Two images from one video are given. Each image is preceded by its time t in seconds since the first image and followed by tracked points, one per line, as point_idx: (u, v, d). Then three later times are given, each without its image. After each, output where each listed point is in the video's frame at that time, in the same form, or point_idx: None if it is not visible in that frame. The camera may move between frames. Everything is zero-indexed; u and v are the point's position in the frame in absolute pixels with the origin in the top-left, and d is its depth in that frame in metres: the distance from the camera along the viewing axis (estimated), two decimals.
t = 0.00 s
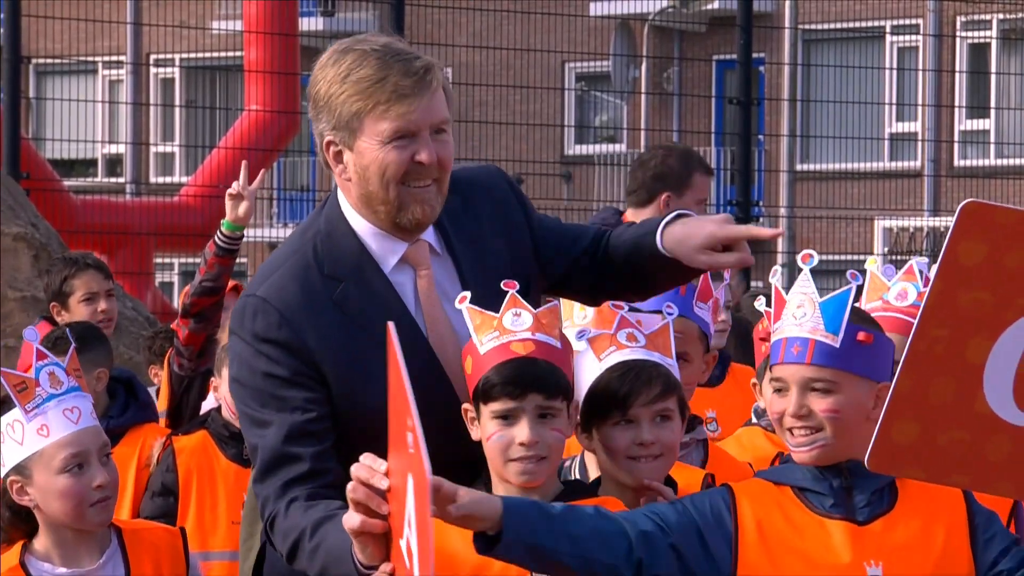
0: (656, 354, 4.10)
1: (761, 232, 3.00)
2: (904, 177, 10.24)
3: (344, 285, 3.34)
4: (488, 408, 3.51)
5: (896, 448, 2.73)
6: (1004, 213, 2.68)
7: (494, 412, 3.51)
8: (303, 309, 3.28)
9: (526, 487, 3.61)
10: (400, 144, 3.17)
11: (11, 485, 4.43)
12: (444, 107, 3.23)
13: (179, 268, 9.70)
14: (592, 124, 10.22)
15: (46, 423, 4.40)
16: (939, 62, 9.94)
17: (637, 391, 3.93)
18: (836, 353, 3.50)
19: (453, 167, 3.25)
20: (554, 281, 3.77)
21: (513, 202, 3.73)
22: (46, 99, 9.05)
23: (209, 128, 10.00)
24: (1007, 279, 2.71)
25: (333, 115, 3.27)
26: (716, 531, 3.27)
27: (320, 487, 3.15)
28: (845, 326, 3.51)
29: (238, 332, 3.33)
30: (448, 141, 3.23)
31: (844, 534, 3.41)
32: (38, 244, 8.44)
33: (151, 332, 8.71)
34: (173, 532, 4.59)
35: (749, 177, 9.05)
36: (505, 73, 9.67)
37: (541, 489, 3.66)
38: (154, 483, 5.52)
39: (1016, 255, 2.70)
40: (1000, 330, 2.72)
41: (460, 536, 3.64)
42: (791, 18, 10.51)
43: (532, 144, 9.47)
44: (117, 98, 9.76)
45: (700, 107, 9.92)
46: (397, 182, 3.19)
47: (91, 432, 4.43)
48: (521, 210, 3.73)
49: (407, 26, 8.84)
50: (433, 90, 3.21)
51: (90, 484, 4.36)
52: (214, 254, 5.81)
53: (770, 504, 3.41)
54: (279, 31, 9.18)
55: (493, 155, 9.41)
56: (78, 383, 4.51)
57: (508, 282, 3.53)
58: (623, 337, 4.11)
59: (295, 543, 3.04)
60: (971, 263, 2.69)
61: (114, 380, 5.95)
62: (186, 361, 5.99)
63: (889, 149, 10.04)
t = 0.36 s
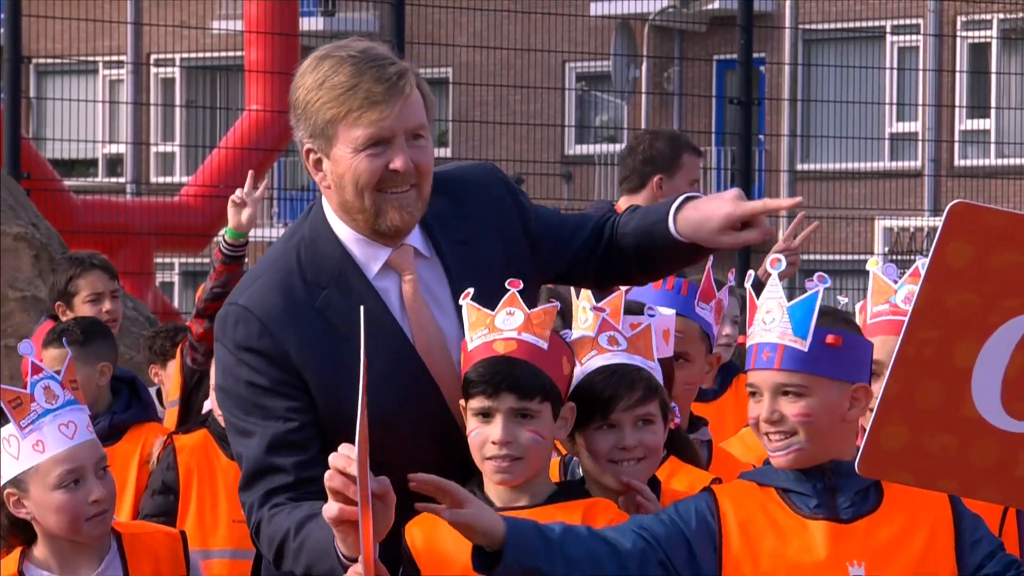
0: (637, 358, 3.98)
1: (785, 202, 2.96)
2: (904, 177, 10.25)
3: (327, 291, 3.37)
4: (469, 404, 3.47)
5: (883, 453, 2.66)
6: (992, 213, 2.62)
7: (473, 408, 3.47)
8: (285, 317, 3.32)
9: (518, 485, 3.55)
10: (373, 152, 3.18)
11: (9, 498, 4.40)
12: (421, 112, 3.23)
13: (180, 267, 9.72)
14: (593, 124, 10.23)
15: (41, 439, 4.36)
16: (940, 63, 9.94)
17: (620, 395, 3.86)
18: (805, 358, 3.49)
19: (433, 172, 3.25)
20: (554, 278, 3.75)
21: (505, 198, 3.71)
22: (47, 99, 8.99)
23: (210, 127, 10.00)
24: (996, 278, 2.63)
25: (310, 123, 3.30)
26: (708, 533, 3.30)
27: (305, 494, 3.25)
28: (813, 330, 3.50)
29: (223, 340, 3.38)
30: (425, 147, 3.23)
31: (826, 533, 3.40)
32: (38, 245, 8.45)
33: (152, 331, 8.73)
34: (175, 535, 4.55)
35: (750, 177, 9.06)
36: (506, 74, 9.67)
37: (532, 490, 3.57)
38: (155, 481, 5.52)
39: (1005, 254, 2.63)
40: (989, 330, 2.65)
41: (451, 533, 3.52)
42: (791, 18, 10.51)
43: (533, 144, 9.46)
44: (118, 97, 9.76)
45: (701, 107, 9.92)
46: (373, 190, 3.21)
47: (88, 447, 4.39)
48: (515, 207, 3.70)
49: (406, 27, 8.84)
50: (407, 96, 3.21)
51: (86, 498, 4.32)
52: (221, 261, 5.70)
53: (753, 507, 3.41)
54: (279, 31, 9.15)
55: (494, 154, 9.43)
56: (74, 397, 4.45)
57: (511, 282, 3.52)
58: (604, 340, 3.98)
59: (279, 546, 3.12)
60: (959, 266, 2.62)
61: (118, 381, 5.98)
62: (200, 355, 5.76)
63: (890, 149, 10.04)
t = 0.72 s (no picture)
0: (630, 358, 3.97)
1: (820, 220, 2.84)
2: (903, 178, 10.26)
3: (312, 296, 3.36)
4: (479, 403, 3.46)
5: (859, 472, 2.64)
6: (956, 229, 2.59)
7: (486, 407, 3.46)
8: (271, 323, 3.31)
9: (515, 485, 3.54)
10: (348, 158, 3.18)
11: (6, 505, 4.40)
12: (400, 119, 3.23)
13: (179, 268, 9.71)
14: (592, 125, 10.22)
15: (37, 449, 4.34)
16: (940, 63, 9.95)
17: (611, 397, 3.84)
18: (819, 363, 3.58)
19: (413, 177, 3.24)
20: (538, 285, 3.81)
21: (495, 205, 3.74)
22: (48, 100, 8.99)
23: (209, 128, 9.99)
24: (965, 293, 2.59)
25: (291, 129, 3.30)
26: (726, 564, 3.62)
27: (293, 499, 3.26)
28: (828, 336, 3.57)
29: (209, 348, 3.38)
30: (403, 154, 3.22)
31: (834, 538, 3.58)
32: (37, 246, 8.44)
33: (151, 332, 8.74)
34: (173, 538, 4.53)
35: (749, 178, 9.06)
36: (505, 73, 9.65)
37: (531, 490, 3.55)
38: (155, 480, 5.53)
39: (972, 270, 2.59)
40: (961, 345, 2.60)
41: (447, 532, 3.50)
42: (791, 18, 10.51)
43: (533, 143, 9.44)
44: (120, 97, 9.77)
45: (700, 107, 9.91)
46: (350, 196, 3.20)
47: (86, 457, 4.38)
48: (503, 213, 3.74)
49: (406, 28, 8.83)
50: (384, 102, 3.21)
51: (82, 510, 4.32)
52: (230, 258, 5.74)
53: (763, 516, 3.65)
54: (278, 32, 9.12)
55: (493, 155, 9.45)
56: (72, 406, 4.42)
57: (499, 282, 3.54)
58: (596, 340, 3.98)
59: (267, 551, 3.14)
60: (924, 283, 2.60)
61: (120, 386, 5.96)
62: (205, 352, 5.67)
63: (890, 150, 10.04)
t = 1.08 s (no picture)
0: (624, 358, 3.92)
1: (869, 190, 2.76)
2: (904, 177, 10.26)
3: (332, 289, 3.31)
4: (482, 403, 3.41)
5: (862, 500, 2.44)
6: (965, 257, 2.40)
7: (490, 407, 3.42)
8: (290, 315, 3.26)
9: (514, 485, 3.53)
10: (358, 153, 3.17)
11: (4, 504, 4.41)
12: (410, 113, 3.22)
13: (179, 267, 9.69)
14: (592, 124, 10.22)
15: (34, 448, 4.34)
16: (940, 63, 9.94)
17: (610, 399, 3.79)
18: (840, 363, 3.67)
19: (425, 170, 3.24)
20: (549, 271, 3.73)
21: (501, 201, 3.77)
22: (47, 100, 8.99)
23: (209, 128, 9.99)
24: (979, 318, 2.41)
25: (302, 122, 3.30)
26: (745, 569, 3.60)
27: (305, 488, 3.17)
28: (849, 336, 3.68)
29: (226, 340, 3.33)
30: (413, 147, 3.21)
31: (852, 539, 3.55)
32: (36, 245, 8.43)
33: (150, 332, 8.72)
34: (171, 538, 4.54)
35: (749, 177, 9.05)
36: (505, 73, 9.65)
37: (528, 489, 3.55)
38: (152, 481, 5.52)
39: (983, 298, 2.41)
40: (968, 374, 2.41)
41: (444, 530, 3.50)
42: (790, 18, 10.52)
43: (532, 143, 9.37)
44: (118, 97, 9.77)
45: (699, 107, 9.90)
46: (361, 190, 3.20)
47: (83, 457, 4.37)
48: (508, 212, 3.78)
49: (406, 27, 8.83)
50: (393, 97, 3.20)
51: (78, 509, 4.31)
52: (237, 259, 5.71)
53: (782, 514, 3.63)
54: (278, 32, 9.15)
55: (493, 154, 9.44)
56: (70, 406, 4.45)
57: (489, 282, 3.50)
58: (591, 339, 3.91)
59: (278, 536, 3.08)
60: (932, 309, 2.40)
61: (114, 383, 5.97)
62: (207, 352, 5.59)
63: (890, 149, 10.04)
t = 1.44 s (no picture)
0: (638, 371, 3.92)
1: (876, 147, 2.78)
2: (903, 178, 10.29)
3: (324, 287, 3.33)
4: (482, 403, 3.41)
5: (876, 505, 2.57)
6: (994, 272, 2.49)
7: (490, 407, 3.42)
8: (283, 313, 3.27)
9: (514, 484, 3.52)
10: (356, 146, 3.17)
11: (6, 508, 4.38)
12: (407, 108, 3.22)
13: (178, 267, 9.70)
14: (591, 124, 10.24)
15: (39, 450, 4.35)
16: (939, 63, 9.98)
17: (616, 410, 3.78)
18: (849, 362, 3.62)
19: (421, 164, 3.23)
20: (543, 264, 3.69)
21: (496, 185, 3.65)
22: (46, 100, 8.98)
23: (208, 127, 9.99)
24: (998, 336, 2.51)
25: (299, 118, 3.30)
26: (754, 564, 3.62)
27: (303, 486, 3.17)
28: (857, 335, 3.64)
29: (220, 341, 3.34)
30: (411, 141, 3.21)
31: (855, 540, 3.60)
32: (36, 246, 8.43)
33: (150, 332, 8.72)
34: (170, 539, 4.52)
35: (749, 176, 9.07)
36: (505, 73, 9.69)
37: (528, 487, 3.55)
38: (151, 481, 5.54)
39: (1004, 312, 2.50)
40: (986, 389, 2.53)
41: (444, 528, 3.52)
42: (789, 17, 10.56)
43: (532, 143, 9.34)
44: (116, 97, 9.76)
45: (699, 107, 9.92)
46: (361, 183, 3.19)
47: (87, 457, 4.39)
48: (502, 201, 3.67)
49: (406, 27, 8.84)
50: (391, 91, 3.20)
51: (86, 508, 4.31)
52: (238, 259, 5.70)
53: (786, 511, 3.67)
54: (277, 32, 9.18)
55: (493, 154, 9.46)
56: (71, 407, 4.46)
57: (489, 281, 3.47)
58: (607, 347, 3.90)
59: (276, 532, 3.07)
60: (955, 326, 2.50)
61: (109, 381, 5.96)
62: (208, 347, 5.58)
63: (890, 149, 10.06)
